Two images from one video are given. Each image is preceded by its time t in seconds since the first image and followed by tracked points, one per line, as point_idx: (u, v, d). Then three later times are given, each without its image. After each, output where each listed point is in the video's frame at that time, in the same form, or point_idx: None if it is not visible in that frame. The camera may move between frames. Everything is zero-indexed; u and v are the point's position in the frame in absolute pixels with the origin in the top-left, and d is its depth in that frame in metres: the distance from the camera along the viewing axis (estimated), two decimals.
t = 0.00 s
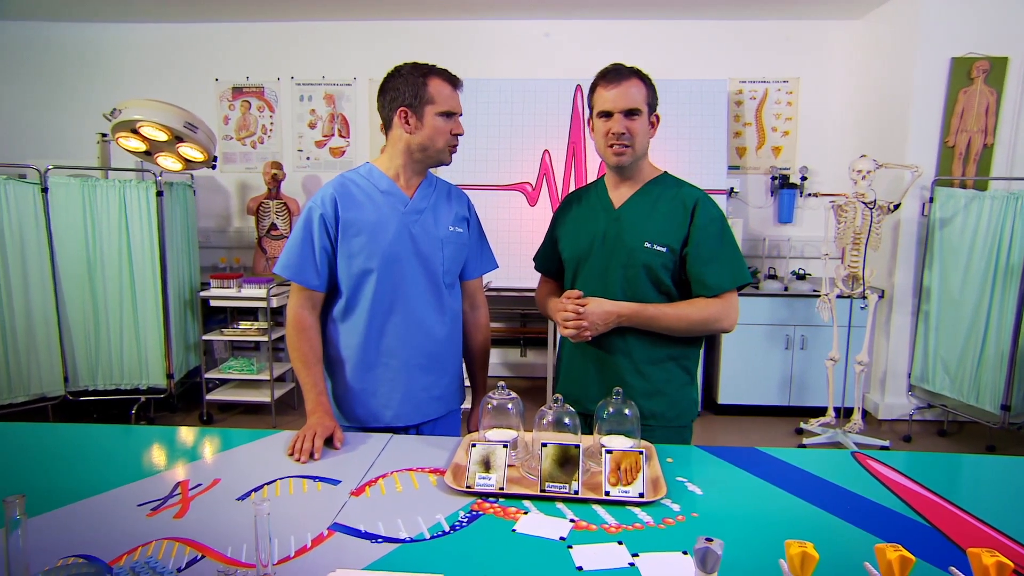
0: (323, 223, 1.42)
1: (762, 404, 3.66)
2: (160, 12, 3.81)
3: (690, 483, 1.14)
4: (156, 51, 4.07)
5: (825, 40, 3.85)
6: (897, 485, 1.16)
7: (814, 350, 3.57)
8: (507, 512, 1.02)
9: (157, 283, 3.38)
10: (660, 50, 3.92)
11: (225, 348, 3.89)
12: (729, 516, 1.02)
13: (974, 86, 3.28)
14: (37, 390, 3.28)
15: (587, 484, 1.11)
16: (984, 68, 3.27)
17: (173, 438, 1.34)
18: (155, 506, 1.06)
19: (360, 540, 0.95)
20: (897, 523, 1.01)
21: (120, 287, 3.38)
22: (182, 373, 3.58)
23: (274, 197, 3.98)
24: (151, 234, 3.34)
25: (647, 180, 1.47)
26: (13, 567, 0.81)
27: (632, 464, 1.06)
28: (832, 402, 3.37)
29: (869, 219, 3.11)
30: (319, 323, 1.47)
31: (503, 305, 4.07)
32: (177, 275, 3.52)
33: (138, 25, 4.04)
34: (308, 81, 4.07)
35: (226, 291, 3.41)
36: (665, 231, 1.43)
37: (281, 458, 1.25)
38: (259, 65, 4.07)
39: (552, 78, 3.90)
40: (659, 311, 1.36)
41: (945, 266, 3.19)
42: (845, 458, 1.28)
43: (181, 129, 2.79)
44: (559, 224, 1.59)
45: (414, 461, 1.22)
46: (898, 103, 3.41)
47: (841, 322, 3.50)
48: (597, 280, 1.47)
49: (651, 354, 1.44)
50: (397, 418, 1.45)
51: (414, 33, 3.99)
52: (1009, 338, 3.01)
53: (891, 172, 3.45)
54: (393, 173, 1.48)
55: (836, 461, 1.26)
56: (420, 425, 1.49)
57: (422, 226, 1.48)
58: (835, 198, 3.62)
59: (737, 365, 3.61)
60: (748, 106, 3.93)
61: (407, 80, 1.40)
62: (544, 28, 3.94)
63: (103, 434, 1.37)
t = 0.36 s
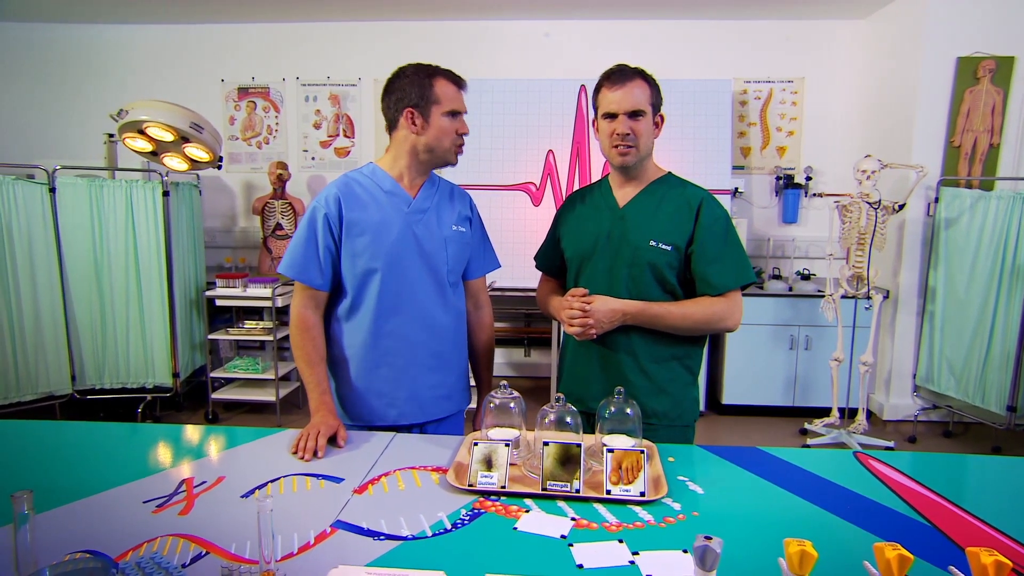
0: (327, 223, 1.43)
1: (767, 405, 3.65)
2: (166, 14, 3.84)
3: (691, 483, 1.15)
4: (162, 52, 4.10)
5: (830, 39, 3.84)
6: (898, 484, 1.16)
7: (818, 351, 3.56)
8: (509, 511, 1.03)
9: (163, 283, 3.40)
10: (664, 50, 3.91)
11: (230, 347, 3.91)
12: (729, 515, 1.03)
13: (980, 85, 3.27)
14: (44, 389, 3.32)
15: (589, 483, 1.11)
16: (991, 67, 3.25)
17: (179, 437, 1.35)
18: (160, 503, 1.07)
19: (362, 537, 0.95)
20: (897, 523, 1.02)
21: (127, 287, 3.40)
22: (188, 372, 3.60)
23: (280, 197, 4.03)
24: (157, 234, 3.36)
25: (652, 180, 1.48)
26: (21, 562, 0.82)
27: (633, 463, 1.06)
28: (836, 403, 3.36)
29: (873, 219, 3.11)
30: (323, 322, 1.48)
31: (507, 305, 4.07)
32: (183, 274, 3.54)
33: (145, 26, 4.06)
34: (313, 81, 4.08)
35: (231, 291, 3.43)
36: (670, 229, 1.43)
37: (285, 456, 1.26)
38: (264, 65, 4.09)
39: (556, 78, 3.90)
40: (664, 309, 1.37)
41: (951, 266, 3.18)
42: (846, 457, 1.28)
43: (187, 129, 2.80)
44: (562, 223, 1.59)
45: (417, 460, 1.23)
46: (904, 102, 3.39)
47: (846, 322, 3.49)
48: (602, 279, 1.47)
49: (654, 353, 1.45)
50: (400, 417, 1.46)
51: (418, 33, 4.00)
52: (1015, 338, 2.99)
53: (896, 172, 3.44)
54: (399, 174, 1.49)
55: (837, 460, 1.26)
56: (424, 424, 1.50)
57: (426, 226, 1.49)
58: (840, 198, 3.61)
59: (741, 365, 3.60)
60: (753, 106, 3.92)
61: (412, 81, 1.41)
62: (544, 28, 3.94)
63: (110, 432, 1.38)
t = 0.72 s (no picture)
0: (329, 223, 1.43)
1: (768, 405, 3.65)
2: (168, 15, 3.85)
3: (689, 481, 1.15)
4: (164, 52, 4.11)
5: (831, 39, 3.84)
6: (893, 483, 1.16)
7: (820, 351, 3.56)
8: (507, 509, 1.03)
9: (165, 283, 3.41)
10: (665, 50, 3.92)
11: (232, 346, 3.92)
12: (728, 514, 1.03)
13: (982, 85, 3.27)
14: (47, 388, 3.33)
15: (587, 481, 1.12)
16: (992, 67, 3.25)
17: (181, 435, 1.36)
18: (161, 500, 1.08)
19: (361, 534, 0.96)
20: (892, 521, 1.02)
21: (129, 286, 3.41)
22: (190, 371, 3.61)
23: (282, 197, 4.04)
24: (159, 234, 3.38)
25: (651, 180, 1.48)
26: (24, 558, 0.83)
27: (631, 462, 1.07)
28: (837, 403, 3.36)
29: (874, 219, 3.11)
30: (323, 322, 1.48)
31: (508, 305, 4.07)
32: (185, 274, 3.56)
33: (147, 26, 4.08)
34: (314, 81, 4.09)
35: (233, 291, 3.44)
36: (670, 229, 1.44)
37: (285, 454, 1.27)
38: (266, 66, 4.10)
39: (557, 78, 3.91)
40: (663, 308, 1.37)
41: (951, 267, 3.18)
42: (844, 456, 1.28)
43: (189, 129, 2.82)
44: (562, 223, 1.59)
45: (416, 458, 1.24)
46: (905, 102, 3.39)
47: (846, 322, 3.49)
48: (602, 277, 1.48)
49: (654, 352, 1.45)
50: (399, 417, 1.47)
51: (419, 34, 4.01)
52: (1016, 338, 2.99)
53: (897, 172, 3.44)
54: (401, 174, 1.49)
55: (834, 459, 1.27)
56: (422, 424, 1.50)
57: (427, 228, 1.50)
58: (841, 198, 3.61)
59: (742, 366, 3.60)
60: (753, 106, 3.92)
61: (419, 83, 1.42)
62: (544, 28, 3.95)
63: (112, 430, 1.39)
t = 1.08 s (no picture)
0: (326, 222, 1.44)
1: (767, 404, 3.66)
2: (169, 15, 3.86)
3: (684, 479, 1.16)
4: (165, 52, 4.12)
5: (830, 39, 3.85)
6: (887, 481, 1.17)
7: (819, 351, 3.57)
8: (503, 506, 1.04)
9: (165, 283, 3.42)
10: (665, 50, 3.92)
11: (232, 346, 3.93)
12: (723, 512, 1.04)
13: (980, 85, 3.27)
14: (48, 387, 3.34)
15: (582, 479, 1.13)
16: (991, 67, 3.26)
17: (180, 434, 1.36)
18: (160, 498, 1.08)
19: (358, 531, 0.97)
20: (886, 519, 1.03)
21: (130, 286, 3.42)
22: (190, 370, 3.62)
23: (282, 197, 4.03)
24: (159, 233, 3.38)
25: (650, 179, 1.49)
26: (24, 553, 0.84)
27: (627, 460, 1.08)
28: (836, 402, 3.37)
29: (873, 219, 3.11)
30: (321, 321, 1.49)
31: (508, 305, 4.08)
32: (185, 273, 3.56)
33: (148, 26, 4.09)
34: (315, 81, 4.10)
35: (233, 291, 3.44)
36: (667, 229, 1.44)
37: (284, 451, 1.28)
38: (266, 66, 4.11)
39: (556, 78, 3.91)
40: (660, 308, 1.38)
41: (950, 266, 3.19)
42: (838, 455, 1.29)
43: (189, 129, 2.83)
44: (562, 223, 1.60)
45: (414, 456, 1.24)
46: (904, 102, 3.40)
47: (845, 322, 3.50)
48: (600, 277, 1.48)
49: (651, 350, 1.46)
50: (396, 416, 1.47)
51: (419, 34, 4.02)
52: (1015, 338, 3.00)
53: (895, 172, 3.45)
54: (400, 174, 1.50)
55: (829, 457, 1.27)
56: (420, 423, 1.51)
57: (424, 228, 1.51)
58: (840, 198, 3.61)
59: (741, 366, 3.61)
60: (753, 106, 3.93)
61: (407, 82, 1.42)
62: (544, 28, 3.96)
63: (112, 429, 1.40)
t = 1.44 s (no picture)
0: (321, 221, 1.44)
1: (766, 404, 3.67)
2: (169, 15, 3.87)
3: (680, 477, 1.17)
4: (165, 52, 4.13)
5: (828, 39, 3.85)
6: (881, 479, 1.17)
7: (817, 350, 3.58)
8: (499, 504, 1.05)
9: (165, 283, 3.43)
10: (664, 51, 3.93)
11: (232, 346, 3.93)
12: (717, 510, 1.05)
13: (978, 86, 3.28)
14: (47, 386, 3.34)
15: (578, 478, 1.13)
16: (989, 67, 3.26)
17: (180, 433, 1.37)
18: (158, 495, 1.09)
19: (355, 529, 0.98)
20: (879, 517, 1.04)
21: (129, 285, 3.43)
22: (189, 370, 3.63)
23: (281, 196, 4.06)
24: (159, 233, 3.39)
25: (644, 179, 1.49)
26: (23, 549, 0.85)
27: (622, 458, 1.08)
28: (834, 402, 3.38)
29: (871, 219, 3.11)
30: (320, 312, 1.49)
31: (508, 304, 4.09)
32: (185, 272, 3.57)
33: (148, 26, 4.10)
34: (314, 81, 4.11)
35: (232, 290, 3.45)
36: (661, 229, 1.45)
37: (282, 450, 1.28)
38: (266, 66, 4.12)
39: (556, 78, 3.92)
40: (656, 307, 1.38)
41: (948, 266, 3.20)
42: (833, 452, 1.29)
43: (189, 130, 2.84)
44: (559, 224, 1.60)
45: (411, 454, 1.25)
46: (902, 102, 3.40)
47: (843, 322, 3.51)
48: (595, 277, 1.49)
49: (646, 350, 1.46)
50: (395, 413, 1.48)
51: (419, 35, 4.03)
52: (1012, 338, 3.00)
53: (893, 172, 3.46)
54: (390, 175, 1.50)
55: (824, 455, 1.28)
56: (418, 420, 1.52)
57: (419, 225, 1.52)
58: (838, 198, 3.62)
59: (740, 366, 3.61)
60: (751, 106, 3.94)
61: (390, 85, 1.41)
62: (544, 28, 3.96)
63: (112, 427, 1.41)
